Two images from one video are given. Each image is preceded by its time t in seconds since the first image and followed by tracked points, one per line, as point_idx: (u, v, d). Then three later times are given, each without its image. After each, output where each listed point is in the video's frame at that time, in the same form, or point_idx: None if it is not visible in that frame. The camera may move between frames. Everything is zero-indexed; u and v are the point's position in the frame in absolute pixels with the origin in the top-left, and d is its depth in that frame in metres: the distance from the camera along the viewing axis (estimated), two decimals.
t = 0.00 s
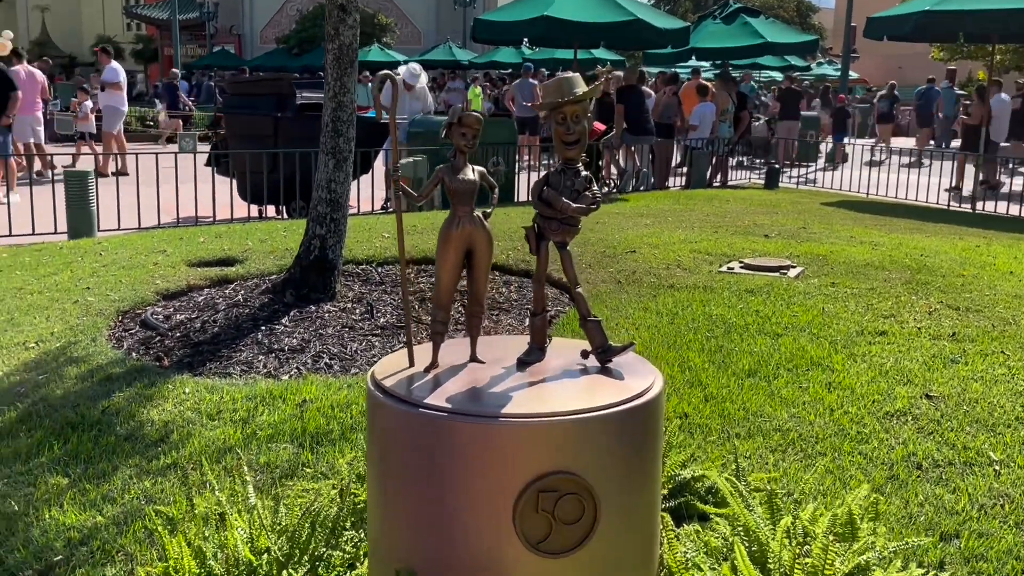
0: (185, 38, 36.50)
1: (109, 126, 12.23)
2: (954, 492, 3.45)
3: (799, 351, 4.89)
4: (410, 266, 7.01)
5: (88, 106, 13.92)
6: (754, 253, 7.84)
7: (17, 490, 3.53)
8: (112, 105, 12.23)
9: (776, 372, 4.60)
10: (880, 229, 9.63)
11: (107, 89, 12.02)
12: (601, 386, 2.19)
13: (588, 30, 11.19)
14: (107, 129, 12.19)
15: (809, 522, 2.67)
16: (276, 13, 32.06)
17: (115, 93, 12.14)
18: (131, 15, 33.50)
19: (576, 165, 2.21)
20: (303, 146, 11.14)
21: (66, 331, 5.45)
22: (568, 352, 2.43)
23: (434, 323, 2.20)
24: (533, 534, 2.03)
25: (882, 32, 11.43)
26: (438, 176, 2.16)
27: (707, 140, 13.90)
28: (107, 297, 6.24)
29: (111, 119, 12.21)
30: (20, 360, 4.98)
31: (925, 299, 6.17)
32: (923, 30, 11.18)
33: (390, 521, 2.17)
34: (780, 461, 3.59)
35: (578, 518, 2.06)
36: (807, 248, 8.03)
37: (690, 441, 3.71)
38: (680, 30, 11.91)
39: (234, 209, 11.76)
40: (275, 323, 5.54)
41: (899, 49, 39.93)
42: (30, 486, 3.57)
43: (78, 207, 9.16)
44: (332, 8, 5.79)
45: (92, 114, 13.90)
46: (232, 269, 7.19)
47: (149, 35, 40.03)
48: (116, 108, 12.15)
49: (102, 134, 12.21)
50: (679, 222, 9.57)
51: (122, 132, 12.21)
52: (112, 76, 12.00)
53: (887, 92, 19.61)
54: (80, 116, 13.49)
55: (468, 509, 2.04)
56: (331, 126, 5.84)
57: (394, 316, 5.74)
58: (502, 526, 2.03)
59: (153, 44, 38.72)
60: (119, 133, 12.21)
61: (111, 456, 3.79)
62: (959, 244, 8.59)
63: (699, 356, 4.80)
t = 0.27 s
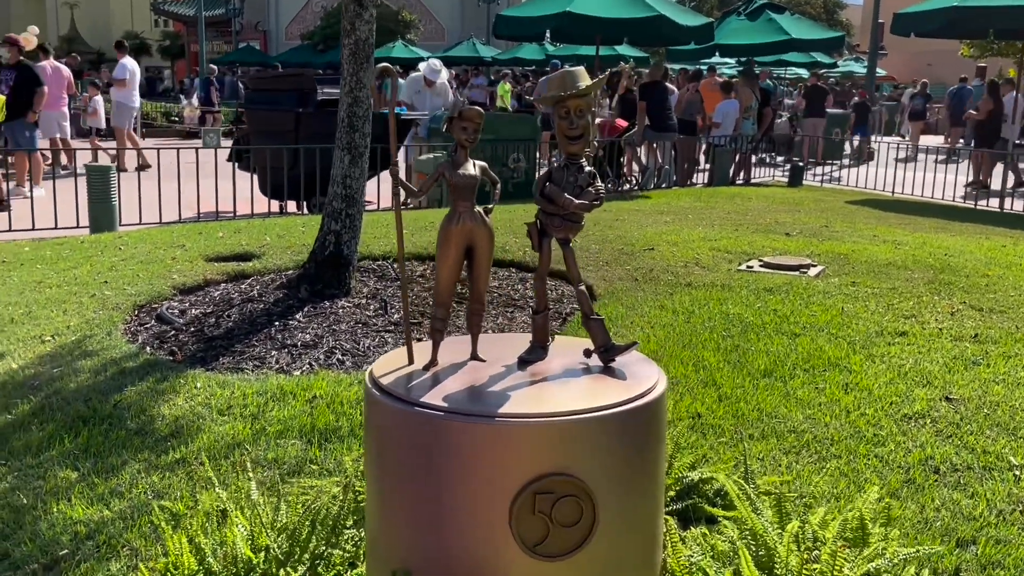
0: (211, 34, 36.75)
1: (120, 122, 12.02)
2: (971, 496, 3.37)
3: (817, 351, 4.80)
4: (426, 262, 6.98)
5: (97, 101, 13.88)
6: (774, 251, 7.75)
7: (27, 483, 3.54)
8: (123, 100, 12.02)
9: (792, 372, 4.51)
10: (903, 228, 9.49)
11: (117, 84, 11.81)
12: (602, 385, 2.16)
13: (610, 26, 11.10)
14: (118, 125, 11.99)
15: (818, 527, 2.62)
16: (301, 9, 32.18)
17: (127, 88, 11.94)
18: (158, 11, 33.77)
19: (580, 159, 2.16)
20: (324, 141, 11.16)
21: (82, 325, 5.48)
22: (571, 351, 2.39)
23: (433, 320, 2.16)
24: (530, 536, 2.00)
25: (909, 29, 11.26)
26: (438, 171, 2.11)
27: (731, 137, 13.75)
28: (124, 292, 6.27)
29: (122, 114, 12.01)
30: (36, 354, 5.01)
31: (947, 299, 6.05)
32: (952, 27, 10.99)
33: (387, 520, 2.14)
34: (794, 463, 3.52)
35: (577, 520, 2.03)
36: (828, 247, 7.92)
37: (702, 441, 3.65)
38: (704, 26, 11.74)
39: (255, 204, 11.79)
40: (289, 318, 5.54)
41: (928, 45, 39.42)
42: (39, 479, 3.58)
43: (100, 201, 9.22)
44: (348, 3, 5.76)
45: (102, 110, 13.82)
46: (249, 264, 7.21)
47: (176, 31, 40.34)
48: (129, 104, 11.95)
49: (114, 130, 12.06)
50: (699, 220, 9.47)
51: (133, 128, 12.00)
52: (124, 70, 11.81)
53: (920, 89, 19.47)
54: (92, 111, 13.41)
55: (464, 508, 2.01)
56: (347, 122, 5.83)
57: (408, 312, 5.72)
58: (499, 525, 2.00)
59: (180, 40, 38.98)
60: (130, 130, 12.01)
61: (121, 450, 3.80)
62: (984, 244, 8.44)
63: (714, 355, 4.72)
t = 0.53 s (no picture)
0: (239, 32, 37.03)
1: (139, 119, 12.03)
2: (982, 502, 3.28)
3: (829, 353, 4.73)
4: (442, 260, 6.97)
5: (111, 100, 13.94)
6: (792, 250, 7.66)
7: (33, 477, 3.56)
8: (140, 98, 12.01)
9: (803, 374, 4.44)
10: (927, 228, 9.36)
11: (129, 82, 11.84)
12: (590, 385, 2.14)
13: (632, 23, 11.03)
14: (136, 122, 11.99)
15: (817, 532, 2.58)
16: (328, 7, 32.34)
17: (142, 85, 11.93)
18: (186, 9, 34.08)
19: (570, 157, 2.13)
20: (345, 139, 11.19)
21: (96, 320, 5.53)
22: (562, 351, 2.37)
23: (420, 319, 2.14)
24: (512, 538, 1.99)
25: (937, 27, 11.08)
26: (425, 168, 2.10)
27: (754, 136, 13.61)
28: (140, 287, 6.32)
29: (140, 112, 12.01)
30: (50, 348, 5.06)
31: (967, 301, 5.95)
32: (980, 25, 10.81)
33: (371, 519, 2.14)
34: (800, 466, 3.45)
35: (560, 523, 2.02)
36: (848, 247, 7.82)
37: (708, 443, 3.59)
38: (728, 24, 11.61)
39: (276, 201, 11.85)
40: (301, 315, 5.56)
41: (960, 43, 38.90)
42: (46, 473, 3.60)
43: (123, 198, 9.31)
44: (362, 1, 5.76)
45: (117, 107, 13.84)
46: (266, 260, 7.24)
47: (205, 29, 40.69)
48: (144, 100, 11.92)
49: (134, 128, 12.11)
50: (719, 219, 9.39)
51: (149, 126, 11.96)
52: (135, 67, 11.83)
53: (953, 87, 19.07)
54: (106, 108, 13.44)
55: (446, 508, 2.00)
56: (360, 120, 5.80)
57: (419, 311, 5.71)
58: (481, 527, 1.99)
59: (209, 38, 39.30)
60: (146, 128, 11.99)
61: (127, 445, 3.82)
62: (1008, 245, 8.29)
63: (725, 356, 4.66)
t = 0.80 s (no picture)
0: (264, 34, 37.30)
1: (158, 119, 12.13)
2: (990, 510, 3.17)
3: (840, 356, 4.65)
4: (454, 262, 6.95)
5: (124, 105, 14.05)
6: (810, 252, 7.57)
7: (38, 474, 3.54)
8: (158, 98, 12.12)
9: (812, 377, 4.37)
10: (949, 230, 9.22)
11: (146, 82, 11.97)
12: (574, 388, 2.15)
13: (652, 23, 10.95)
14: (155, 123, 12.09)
15: (812, 538, 2.54)
16: (353, 8, 32.50)
17: (159, 85, 12.04)
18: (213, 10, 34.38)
19: (555, 157, 2.12)
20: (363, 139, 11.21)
21: (109, 319, 5.56)
22: (548, 352, 2.40)
23: (405, 321, 2.14)
24: (491, 541, 2.00)
25: (963, 25, 10.89)
26: (409, 169, 2.09)
27: (777, 136, 13.46)
28: (154, 287, 6.36)
29: (158, 112, 12.10)
30: (62, 347, 5.09)
31: (986, 304, 5.85)
32: (1007, 23, 10.63)
33: (354, 520, 2.16)
34: (804, 470, 3.38)
35: (539, 527, 2.02)
36: (867, 248, 7.72)
37: (711, 446, 3.54)
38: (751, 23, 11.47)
39: (295, 201, 11.90)
40: (311, 315, 5.57)
41: (990, 42, 38.38)
42: (50, 471, 3.58)
43: (143, 197, 9.37)
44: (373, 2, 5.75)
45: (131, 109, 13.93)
46: (280, 261, 7.26)
47: (231, 31, 41.06)
48: (160, 99, 12.01)
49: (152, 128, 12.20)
50: (737, 220, 9.31)
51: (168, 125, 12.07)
52: (152, 68, 11.96)
53: (988, 87, 18.67)
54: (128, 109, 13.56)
55: (424, 509, 2.02)
56: (371, 121, 5.77)
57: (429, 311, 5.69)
58: (459, 529, 2.00)
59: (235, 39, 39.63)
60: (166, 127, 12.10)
61: (132, 443, 3.81)
62: None
63: (734, 358, 4.61)
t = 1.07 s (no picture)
0: (289, 37, 37.58)
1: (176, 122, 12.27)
2: (1001, 514, 3.06)
3: (854, 359, 4.61)
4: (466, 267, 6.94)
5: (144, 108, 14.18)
6: (828, 254, 7.51)
7: (52, 471, 3.53)
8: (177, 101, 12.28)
9: (825, 380, 4.33)
10: (972, 232, 9.11)
11: (166, 84, 12.11)
12: (570, 389, 2.15)
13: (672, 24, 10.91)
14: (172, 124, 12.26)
15: (815, 541, 2.52)
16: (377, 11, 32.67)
17: (178, 88, 12.21)
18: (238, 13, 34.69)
19: (553, 157, 2.15)
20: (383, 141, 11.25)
21: (126, 319, 5.61)
22: (546, 353, 2.44)
23: (402, 320, 2.23)
24: (483, 541, 2.01)
25: (989, 25, 10.75)
26: (408, 169, 2.18)
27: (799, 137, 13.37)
28: (172, 287, 6.41)
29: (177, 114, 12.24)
30: (80, 345, 5.13)
31: (1006, 307, 5.77)
32: None
33: (352, 518, 2.18)
34: (812, 473, 3.32)
35: (531, 527, 2.03)
36: (886, 250, 7.64)
37: (719, 449, 3.51)
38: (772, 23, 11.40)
39: (316, 202, 11.96)
40: (325, 315, 5.60)
41: (1019, 43, 37.92)
42: (64, 467, 3.58)
43: (164, 198, 9.44)
44: (388, 3, 5.78)
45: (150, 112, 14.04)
46: (297, 261, 7.31)
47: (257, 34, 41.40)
48: (179, 102, 12.18)
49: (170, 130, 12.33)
50: (756, 221, 9.24)
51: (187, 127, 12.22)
52: (173, 69, 12.08)
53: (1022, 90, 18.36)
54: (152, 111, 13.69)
55: (418, 508, 2.03)
56: (386, 121, 5.78)
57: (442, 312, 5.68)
58: (452, 527, 2.01)
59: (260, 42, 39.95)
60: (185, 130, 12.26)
61: (144, 441, 3.82)
62: None
63: (746, 360, 4.58)
